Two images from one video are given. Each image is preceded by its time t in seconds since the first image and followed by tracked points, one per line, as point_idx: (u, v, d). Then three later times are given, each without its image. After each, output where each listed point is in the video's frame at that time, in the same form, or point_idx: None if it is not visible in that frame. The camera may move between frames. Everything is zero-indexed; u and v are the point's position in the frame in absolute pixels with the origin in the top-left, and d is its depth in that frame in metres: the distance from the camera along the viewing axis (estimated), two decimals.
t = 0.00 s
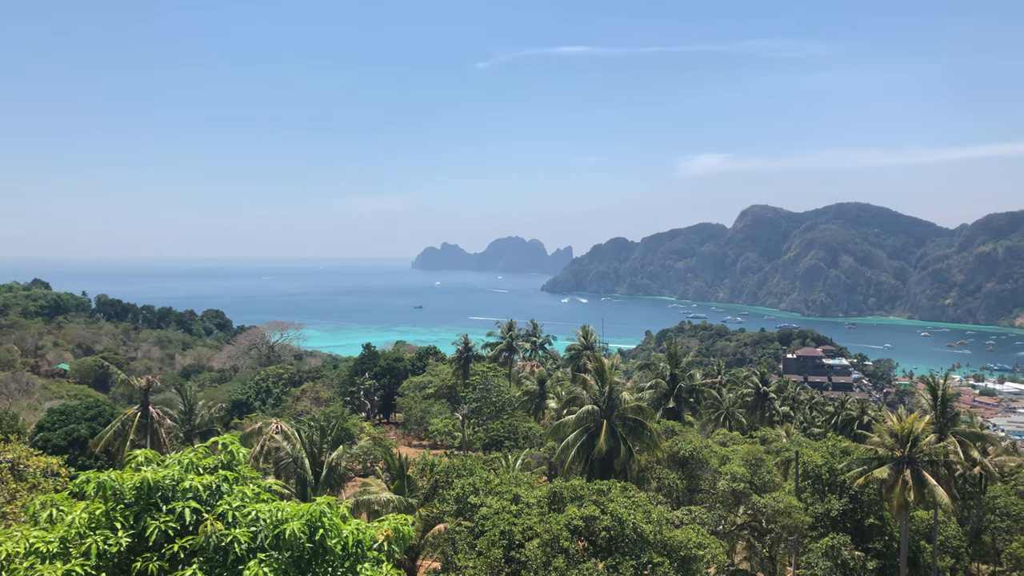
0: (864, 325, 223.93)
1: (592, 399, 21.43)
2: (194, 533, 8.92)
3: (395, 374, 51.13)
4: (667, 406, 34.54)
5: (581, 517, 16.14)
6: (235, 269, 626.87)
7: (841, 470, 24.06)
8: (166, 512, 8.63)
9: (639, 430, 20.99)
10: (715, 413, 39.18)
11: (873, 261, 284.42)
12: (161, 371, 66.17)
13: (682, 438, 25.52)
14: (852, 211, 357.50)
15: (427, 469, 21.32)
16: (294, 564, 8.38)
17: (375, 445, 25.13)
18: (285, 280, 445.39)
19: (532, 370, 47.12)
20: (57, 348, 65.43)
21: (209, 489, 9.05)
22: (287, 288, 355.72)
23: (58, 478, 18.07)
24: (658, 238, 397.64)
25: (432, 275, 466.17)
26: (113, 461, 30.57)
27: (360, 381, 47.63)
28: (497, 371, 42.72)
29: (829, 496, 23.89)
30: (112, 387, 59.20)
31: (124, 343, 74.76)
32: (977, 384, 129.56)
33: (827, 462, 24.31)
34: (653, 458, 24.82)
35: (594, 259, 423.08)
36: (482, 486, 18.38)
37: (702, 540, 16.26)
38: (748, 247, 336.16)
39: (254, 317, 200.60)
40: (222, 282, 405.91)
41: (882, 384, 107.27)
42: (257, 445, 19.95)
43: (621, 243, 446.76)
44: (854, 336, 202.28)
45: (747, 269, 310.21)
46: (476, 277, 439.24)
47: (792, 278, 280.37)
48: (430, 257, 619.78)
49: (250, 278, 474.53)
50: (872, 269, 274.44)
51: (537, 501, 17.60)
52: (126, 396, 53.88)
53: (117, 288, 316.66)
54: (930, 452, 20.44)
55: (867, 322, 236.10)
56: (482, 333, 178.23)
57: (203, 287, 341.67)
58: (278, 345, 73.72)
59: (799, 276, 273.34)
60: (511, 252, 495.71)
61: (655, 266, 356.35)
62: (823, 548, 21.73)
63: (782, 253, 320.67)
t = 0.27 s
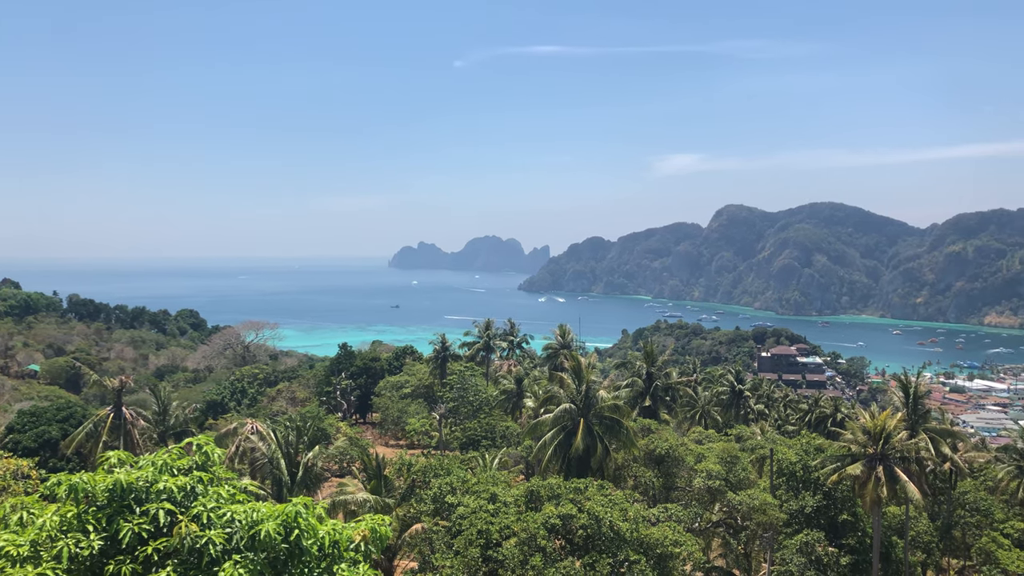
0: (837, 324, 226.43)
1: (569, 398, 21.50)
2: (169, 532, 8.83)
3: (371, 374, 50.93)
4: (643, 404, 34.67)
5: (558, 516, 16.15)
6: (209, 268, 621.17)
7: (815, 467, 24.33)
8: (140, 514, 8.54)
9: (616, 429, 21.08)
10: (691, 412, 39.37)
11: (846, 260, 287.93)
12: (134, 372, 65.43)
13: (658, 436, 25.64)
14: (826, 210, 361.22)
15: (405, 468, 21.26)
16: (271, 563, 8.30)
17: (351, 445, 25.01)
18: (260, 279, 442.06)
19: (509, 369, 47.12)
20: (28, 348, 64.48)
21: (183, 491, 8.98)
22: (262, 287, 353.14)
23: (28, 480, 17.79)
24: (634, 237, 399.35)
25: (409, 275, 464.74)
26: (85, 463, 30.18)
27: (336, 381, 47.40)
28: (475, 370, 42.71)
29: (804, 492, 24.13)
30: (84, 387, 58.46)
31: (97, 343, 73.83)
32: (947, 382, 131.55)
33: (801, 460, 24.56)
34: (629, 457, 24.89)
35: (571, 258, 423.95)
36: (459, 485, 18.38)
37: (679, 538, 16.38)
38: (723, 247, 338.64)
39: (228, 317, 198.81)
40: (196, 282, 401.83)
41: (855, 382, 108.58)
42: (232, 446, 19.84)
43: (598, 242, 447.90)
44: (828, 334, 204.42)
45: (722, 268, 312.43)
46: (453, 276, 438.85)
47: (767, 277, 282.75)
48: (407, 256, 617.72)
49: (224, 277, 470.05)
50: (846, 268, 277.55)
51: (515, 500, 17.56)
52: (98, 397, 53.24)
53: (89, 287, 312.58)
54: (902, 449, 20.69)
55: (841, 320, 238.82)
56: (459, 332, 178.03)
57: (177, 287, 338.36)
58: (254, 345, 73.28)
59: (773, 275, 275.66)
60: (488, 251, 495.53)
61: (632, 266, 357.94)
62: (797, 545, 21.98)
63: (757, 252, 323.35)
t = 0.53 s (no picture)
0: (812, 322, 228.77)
1: (547, 397, 21.52)
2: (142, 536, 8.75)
3: (348, 373, 50.66)
4: (621, 402, 34.75)
5: (536, 514, 16.18)
6: (183, 267, 615.00)
7: (791, 464, 24.55)
8: (114, 516, 8.43)
9: (594, 427, 21.15)
10: (669, 410, 39.47)
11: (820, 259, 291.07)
12: (108, 372, 64.67)
13: (636, 435, 25.73)
14: (801, 210, 364.65)
15: (382, 468, 21.18)
16: (247, 564, 8.24)
17: (328, 445, 24.86)
18: (236, 279, 438.25)
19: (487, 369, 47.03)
20: None
21: (159, 492, 8.90)
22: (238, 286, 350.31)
23: None
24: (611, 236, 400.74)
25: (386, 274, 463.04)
26: (57, 465, 29.75)
27: (313, 381, 47.05)
28: (453, 369, 42.70)
29: (780, 489, 24.32)
30: (56, 388, 57.69)
31: (68, 343, 72.85)
32: (919, 379, 133.40)
33: (777, 457, 24.77)
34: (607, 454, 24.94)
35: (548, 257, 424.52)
36: (437, 485, 18.36)
37: (656, 536, 16.50)
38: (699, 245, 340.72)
39: (204, 317, 196.90)
40: (170, 281, 397.65)
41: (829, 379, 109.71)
42: (208, 448, 19.70)
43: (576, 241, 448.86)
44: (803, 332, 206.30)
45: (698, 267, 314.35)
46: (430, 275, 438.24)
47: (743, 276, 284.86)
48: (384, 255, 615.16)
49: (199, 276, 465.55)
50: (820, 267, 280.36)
51: (493, 499, 17.54)
52: (71, 398, 52.53)
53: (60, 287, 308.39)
54: (876, 445, 20.95)
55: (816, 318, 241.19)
56: (436, 332, 177.72)
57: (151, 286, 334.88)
58: (228, 344, 72.77)
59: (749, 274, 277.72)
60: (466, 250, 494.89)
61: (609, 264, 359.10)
62: (773, 541, 22.17)
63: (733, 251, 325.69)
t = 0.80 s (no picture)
0: (789, 321, 230.63)
1: (526, 395, 21.55)
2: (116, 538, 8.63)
3: (327, 373, 50.35)
4: (600, 401, 34.85)
5: (516, 513, 16.18)
6: (159, 267, 608.98)
7: (767, 462, 24.74)
8: (88, 519, 8.34)
9: (573, 426, 21.22)
10: (647, 408, 39.63)
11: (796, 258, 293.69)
12: (81, 373, 63.89)
13: (615, 433, 25.75)
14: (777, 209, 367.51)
15: (361, 468, 21.10)
16: (223, 565, 8.19)
17: (307, 445, 24.73)
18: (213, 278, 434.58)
19: (467, 368, 46.95)
20: None
21: (134, 494, 8.79)
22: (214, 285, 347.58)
23: None
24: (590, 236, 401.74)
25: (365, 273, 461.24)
26: (29, 467, 29.44)
27: (291, 380, 46.75)
28: (431, 369, 42.67)
29: (757, 486, 24.53)
30: (29, 389, 56.89)
31: (42, 343, 71.88)
32: (894, 376, 134.97)
33: (754, 454, 24.97)
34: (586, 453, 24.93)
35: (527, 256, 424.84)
36: (416, 484, 18.28)
37: (635, 534, 16.57)
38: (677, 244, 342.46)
39: (180, 317, 195.14)
40: (146, 280, 393.79)
41: (806, 377, 110.69)
42: (184, 450, 19.55)
43: (554, 240, 449.67)
44: (780, 330, 207.94)
45: (676, 266, 316.00)
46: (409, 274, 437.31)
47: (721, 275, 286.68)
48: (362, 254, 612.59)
49: (175, 275, 460.93)
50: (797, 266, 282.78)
51: (472, 499, 17.50)
52: (44, 399, 51.90)
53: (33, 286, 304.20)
54: (852, 443, 21.17)
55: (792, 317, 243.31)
56: (415, 331, 177.39)
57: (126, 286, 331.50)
58: (205, 345, 72.27)
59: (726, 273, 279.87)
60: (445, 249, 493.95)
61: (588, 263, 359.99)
62: (751, 538, 22.36)
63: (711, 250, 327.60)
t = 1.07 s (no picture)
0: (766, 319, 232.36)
1: (506, 394, 21.56)
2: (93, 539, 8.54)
3: (306, 373, 50.11)
4: (580, 399, 34.92)
5: (495, 512, 16.14)
6: (135, 266, 602.32)
7: (745, 459, 24.92)
8: (62, 521, 8.24)
9: (553, 424, 21.30)
10: (626, 406, 39.76)
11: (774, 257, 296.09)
12: (56, 373, 63.11)
13: (594, 431, 25.84)
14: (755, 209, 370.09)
15: (340, 468, 21.00)
16: (200, 568, 8.12)
17: (286, 446, 24.60)
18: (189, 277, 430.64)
19: (447, 367, 46.89)
20: None
21: (110, 496, 8.71)
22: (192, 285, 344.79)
23: None
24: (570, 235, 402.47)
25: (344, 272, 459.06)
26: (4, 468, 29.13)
27: (269, 381, 46.46)
28: (411, 367, 42.57)
29: (735, 483, 24.70)
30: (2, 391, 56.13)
31: (16, 343, 70.95)
32: (870, 374, 136.38)
33: (733, 452, 25.15)
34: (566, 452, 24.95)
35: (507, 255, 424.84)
36: (396, 484, 18.23)
37: (614, 532, 16.66)
38: (656, 244, 343.99)
39: (156, 316, 193.21)
40: (121, 279, 389.55)
41: (784, 375, 111.68)
42: (161, 452, 19.40)
43: (534, 239, 450.04)
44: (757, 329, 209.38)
45: (655, 264, 317.37)
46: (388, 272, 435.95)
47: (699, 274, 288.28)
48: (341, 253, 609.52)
49: (151, 274, 456.19)
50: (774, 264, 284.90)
51: (452, 498, 17.47)
52: (18, 400, 51.23)
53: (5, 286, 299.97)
54: (829, 439, 21.33)
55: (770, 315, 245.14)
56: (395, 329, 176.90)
57: (101, 285, 328.12)
58: (182, 344, 71.72)
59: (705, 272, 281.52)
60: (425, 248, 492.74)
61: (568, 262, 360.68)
62: (730, 536, 22.50)
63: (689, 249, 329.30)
